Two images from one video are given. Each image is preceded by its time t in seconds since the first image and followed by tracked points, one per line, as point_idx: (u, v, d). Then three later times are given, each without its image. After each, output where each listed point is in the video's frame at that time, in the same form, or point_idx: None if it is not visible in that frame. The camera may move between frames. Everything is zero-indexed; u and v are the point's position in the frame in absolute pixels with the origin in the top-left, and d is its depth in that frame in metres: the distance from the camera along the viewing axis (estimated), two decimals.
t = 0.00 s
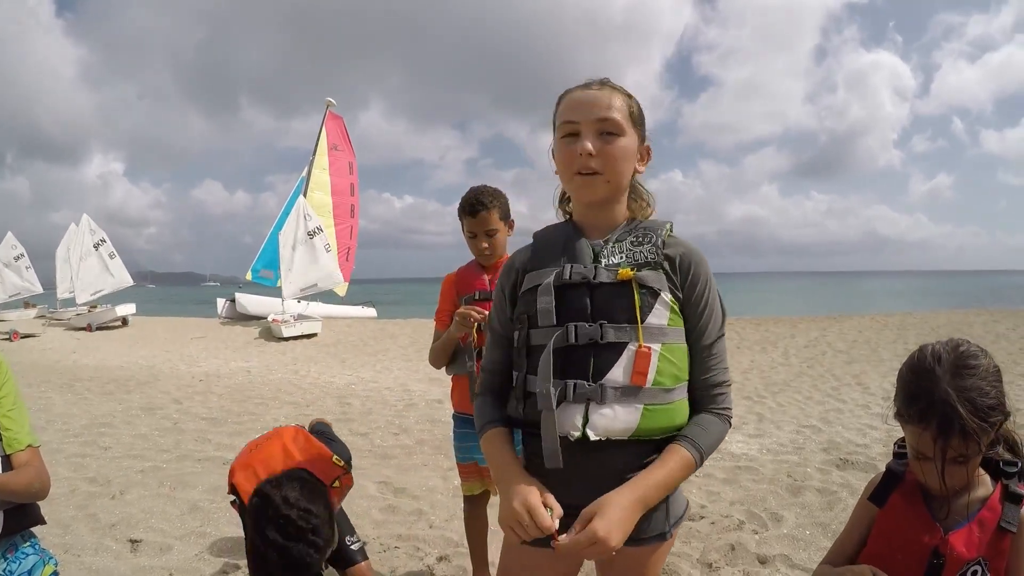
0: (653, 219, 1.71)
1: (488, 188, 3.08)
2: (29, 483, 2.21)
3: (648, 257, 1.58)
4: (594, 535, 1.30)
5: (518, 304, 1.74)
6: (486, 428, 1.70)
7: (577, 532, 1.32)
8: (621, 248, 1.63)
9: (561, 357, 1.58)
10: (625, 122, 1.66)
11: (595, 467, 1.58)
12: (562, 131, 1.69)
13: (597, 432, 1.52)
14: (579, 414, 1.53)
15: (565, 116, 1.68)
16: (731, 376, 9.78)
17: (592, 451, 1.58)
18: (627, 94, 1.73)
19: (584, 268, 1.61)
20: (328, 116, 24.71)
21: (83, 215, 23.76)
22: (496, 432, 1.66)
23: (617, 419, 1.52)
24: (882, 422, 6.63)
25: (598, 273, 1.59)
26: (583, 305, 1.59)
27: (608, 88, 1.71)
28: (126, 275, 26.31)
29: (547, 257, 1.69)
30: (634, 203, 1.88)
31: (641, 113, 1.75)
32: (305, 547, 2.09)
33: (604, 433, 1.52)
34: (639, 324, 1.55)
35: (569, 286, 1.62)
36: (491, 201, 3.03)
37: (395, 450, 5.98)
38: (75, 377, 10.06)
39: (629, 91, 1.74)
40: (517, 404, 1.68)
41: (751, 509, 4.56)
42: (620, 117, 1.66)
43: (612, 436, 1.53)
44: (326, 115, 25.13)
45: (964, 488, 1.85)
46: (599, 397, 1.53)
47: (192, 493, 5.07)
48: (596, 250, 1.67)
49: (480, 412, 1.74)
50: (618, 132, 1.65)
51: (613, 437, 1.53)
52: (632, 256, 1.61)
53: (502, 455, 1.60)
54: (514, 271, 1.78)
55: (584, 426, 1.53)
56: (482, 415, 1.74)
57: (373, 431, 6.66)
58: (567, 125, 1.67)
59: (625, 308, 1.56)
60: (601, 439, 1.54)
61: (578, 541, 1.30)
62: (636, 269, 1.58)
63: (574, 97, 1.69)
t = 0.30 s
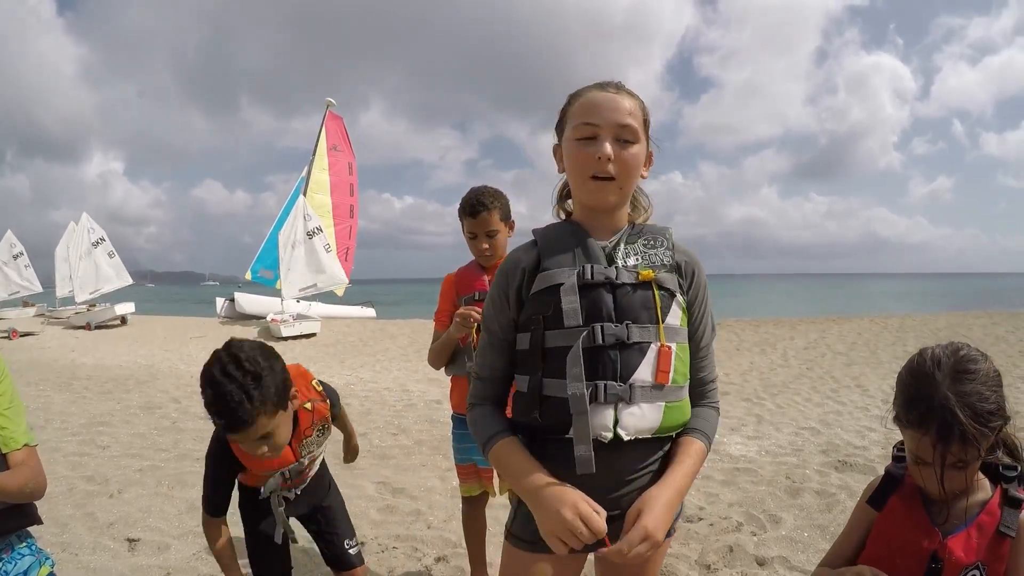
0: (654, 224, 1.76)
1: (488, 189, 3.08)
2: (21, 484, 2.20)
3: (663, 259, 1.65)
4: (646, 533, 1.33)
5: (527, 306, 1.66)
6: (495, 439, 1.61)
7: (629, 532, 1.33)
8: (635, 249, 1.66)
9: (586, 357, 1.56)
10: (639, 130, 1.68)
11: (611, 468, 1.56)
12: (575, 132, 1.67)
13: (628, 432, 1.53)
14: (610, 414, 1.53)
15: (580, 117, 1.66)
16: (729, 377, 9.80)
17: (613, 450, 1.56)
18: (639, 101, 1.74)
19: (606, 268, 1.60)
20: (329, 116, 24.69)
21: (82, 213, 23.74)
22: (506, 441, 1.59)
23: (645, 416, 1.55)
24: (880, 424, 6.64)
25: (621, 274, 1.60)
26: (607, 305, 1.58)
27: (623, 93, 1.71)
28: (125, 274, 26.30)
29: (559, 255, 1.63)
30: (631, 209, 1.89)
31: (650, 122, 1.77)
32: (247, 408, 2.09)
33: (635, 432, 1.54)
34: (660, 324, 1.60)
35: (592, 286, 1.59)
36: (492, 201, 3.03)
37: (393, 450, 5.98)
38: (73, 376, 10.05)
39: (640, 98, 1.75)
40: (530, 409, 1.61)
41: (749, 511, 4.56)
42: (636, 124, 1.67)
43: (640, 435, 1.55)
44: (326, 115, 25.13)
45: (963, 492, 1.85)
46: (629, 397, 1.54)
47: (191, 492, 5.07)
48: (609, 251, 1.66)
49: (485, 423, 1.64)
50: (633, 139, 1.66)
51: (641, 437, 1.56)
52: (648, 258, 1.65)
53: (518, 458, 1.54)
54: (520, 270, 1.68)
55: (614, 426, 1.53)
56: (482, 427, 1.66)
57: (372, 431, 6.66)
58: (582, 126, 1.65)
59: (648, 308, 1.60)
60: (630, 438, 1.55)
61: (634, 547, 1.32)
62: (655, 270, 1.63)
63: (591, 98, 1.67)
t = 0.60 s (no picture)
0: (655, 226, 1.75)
1: (491, 190, 3.08)
2: (15, 488, 2.19)
3: (658, 261, 1.64)
4: (628, 535, 1.32)
5: (523, 305, 1.69)
6: (488, 433, 1.63)
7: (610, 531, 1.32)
8: (631, 251, 1.66)
9: (574, 357, 1.58)
10: (635, 133, 1.67)
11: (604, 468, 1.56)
12: (571, 139, 1.69)
13: (611, 431, 1.53)
14: (593, 413, 1.53)
15: (575, 124, 1.68)
16: (731, 378, 9.80)
17: (602, 450, 1.56)
18: (636, 103, 1.73)
19: (597, 269, 1.61)
20: (329, 118, 24.70)
21: (83, 215, 23.76)
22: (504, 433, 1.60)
23: (630, 417, 1.54)
24: (882, 424, 6.64)
25: (612, 275, 1.61)
26: (596, 306, 1.59)
27: (618, 96, 1.70)
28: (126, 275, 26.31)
29: (554, 255, 1.66)
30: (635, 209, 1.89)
31: (649, 123, 1.75)
32: (222, 263, 2.31)
33: (619, 432, 1.54)
34: (651, 325, 1.59)
35: (582, 287, 1.61)
36: (494, 202, 3.03)
37: (395, 451, 5.99)
38: (75, 377, 10.05)
39: (638, 99, 1.74)
40: (523, 405, 1.63)
41: (751, 511, 4.56)
42: (631, 128, 1.66)
43: (625, 435, 1.54)
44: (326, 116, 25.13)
45: (966, 494, 1.85)
46: (614, 397, 1.54)
47: (193, 494, 5.07)
48: (606, 251, 1.66)
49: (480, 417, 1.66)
50: (628, 144, 1.66)
51: (626, 437, 1.55)
52: (642, 259, 1.65)
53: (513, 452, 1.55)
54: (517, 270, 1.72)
55: (598, 425, 1.53)
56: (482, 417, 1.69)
57: (373, 432, 6.65)
58: (577, 133, 1.67)
59: (638, 309, 1.59)
60: (614, 439, 1.55)
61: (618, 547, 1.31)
62: (648, 271, 1.62)
63: (585, 104, 1.68)
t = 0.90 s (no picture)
0: (664, 224, 1.70)
1: (495, 189, 3.07)
2: (17, 487, 2.18)
3: (650, 258, 1.59)
4: (572, 514, 1.26)
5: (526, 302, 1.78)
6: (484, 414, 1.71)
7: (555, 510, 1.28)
8: (627, 248, 1.65)
9: (560, 353, 1.61)
10: (624, 129, 1.65)
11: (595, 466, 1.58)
12: (565, 143, 1.72)
13: (586, 428, 1.53)
14: (569, 408, 1.55)
15: (567, 128, 1.71)
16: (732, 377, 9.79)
17: (581, 447, 1.60)
18: (628, 98, 1.70)
19: (586, 267, 1.65)
20: (330, 117, 24.69)
21: (85, 214, 23.78)
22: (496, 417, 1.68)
23: (607, 416, 1.53)
24: (884, 423, 6.64)
25: (599, 273, 1.62)
26: (582, 303, 1.62)
27: (607, 95, 1.69)
28: (128, 275, 26.32)
29: (555, 256, 1.74)
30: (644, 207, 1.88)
31: (644, 117, 1.72)
32: (213, 222, 2.53)
33: (594, 429, 1.53)
34: (635, 324, 1.55)
35: (572, 284, 1.65)
36: (498, 201, 3.00)
37: (396, 450, 5.99)
38: (77, 376, 10.06)
39: (630, 95, 1.71)
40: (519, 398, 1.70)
41: (752, 510, 4.56)
42: (619, 125, 1.64)
43: (601, 433, 1.53)
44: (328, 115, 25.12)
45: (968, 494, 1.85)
46: (591, 393, 1.54)
47: (195, 492, 5.07)
48: (601, 251, 1.69)
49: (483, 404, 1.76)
50: (617, 141, 1.64)
51: (603, 435, 1.54)
52: (636, 257, 1.62)
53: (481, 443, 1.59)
54: (524, 271, 1.83)
55: (573, 421, 1.54)
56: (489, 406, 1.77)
57: (375, 431, 6.66)
58: (568, 137, 1.70)
59: (623, 307, 1.57)
60: (590, 436, 1.55)
61: (560, 524, 1.26)
62: (638, 270, 1.59)
63: (575, 108, 1.70)
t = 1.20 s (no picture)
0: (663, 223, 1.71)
1: (497, 187, 3.06)
2: (15, 485, 2.18)
3: (655, 255, 1.59)
4: (590, 527, 1.24)
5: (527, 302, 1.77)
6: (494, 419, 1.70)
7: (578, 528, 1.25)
8: (630, 246, 1.64)
9: (567, 351, 1.60)
10: (629, 129, 1.65)
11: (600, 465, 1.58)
12: (568, 144, 1.70)
13: (599, 426, 1.52)
14: (582, 408, 1.54)
15: (570, 129, 1.69)
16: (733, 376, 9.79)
17: (595, 447, 1.59)
18: (630, 99, 1.71)
19: (592, 265, 1.63)
20: (331, 116, 24.67)
21: (87, 213, 23.81)
22: (503, 424, 1.66)
23: (620, 413, 1.53)
24: (885, 424, 6.63)
25: (606, 270, 1.61)
26: (589, 301, 1.61)
27: (610, 95, 1.68)
28: (128, 273, 26.32)
29: (556, 255, 1.72)
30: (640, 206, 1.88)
31: (645, 117, 1.73)
32: (221, 213, 2.51)
33: (607, 426, 1.53)
34: (644, 320, 1.55)
35: (577, 282, 1.64)
36: (500, 200, 2.99)
37: (397, 449, 5.98)
38: (77, 374, 10.07)
39: (631, 95, 1.72)
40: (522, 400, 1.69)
41: (753, 510, 4.55)
42: (624, 125, 1.65)
43: (614, 431, 1.53)
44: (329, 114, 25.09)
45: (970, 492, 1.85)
46: (602, 391, 1.53)
47: (195, 491, 5.08)
48: (603, 250, 1.68)
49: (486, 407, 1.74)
50: (623, 141, 1.64)
51: (617, 433, 1.54)
52: (640, 254, 1.62)
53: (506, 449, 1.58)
54: (524, 270, 1.81)
55: (585, 419, 1.54)
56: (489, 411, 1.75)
57: (375, 430, 6.65)
58: (572, 138, 1.68)
59: (631, 304, 1.57)
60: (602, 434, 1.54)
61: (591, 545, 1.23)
62: (644, 266, 1.59)
63: (578, 108, 1.69)
